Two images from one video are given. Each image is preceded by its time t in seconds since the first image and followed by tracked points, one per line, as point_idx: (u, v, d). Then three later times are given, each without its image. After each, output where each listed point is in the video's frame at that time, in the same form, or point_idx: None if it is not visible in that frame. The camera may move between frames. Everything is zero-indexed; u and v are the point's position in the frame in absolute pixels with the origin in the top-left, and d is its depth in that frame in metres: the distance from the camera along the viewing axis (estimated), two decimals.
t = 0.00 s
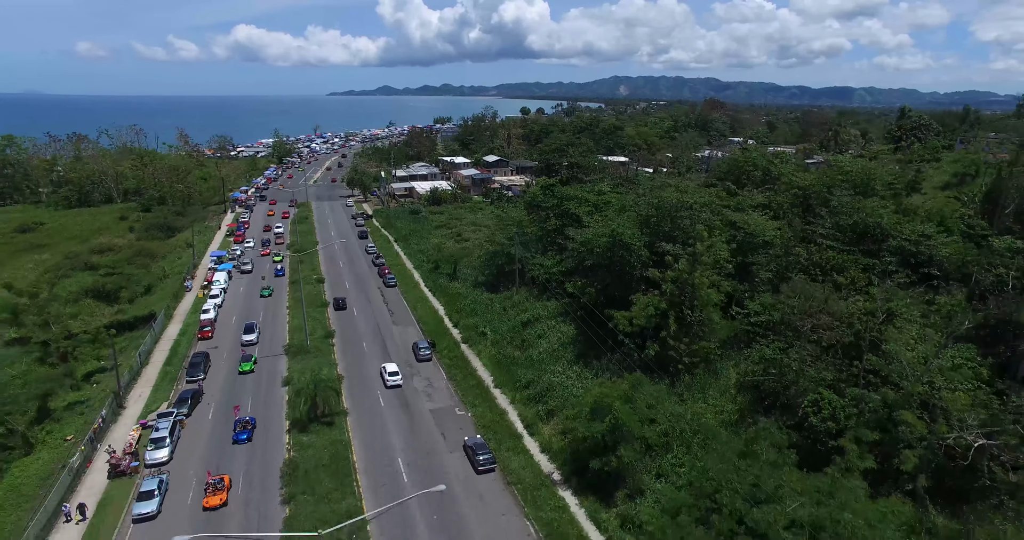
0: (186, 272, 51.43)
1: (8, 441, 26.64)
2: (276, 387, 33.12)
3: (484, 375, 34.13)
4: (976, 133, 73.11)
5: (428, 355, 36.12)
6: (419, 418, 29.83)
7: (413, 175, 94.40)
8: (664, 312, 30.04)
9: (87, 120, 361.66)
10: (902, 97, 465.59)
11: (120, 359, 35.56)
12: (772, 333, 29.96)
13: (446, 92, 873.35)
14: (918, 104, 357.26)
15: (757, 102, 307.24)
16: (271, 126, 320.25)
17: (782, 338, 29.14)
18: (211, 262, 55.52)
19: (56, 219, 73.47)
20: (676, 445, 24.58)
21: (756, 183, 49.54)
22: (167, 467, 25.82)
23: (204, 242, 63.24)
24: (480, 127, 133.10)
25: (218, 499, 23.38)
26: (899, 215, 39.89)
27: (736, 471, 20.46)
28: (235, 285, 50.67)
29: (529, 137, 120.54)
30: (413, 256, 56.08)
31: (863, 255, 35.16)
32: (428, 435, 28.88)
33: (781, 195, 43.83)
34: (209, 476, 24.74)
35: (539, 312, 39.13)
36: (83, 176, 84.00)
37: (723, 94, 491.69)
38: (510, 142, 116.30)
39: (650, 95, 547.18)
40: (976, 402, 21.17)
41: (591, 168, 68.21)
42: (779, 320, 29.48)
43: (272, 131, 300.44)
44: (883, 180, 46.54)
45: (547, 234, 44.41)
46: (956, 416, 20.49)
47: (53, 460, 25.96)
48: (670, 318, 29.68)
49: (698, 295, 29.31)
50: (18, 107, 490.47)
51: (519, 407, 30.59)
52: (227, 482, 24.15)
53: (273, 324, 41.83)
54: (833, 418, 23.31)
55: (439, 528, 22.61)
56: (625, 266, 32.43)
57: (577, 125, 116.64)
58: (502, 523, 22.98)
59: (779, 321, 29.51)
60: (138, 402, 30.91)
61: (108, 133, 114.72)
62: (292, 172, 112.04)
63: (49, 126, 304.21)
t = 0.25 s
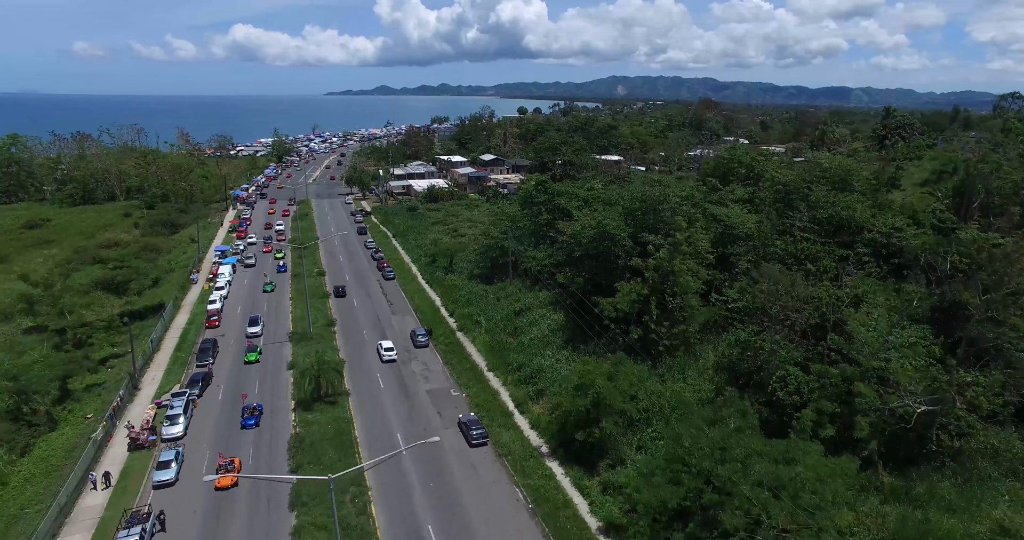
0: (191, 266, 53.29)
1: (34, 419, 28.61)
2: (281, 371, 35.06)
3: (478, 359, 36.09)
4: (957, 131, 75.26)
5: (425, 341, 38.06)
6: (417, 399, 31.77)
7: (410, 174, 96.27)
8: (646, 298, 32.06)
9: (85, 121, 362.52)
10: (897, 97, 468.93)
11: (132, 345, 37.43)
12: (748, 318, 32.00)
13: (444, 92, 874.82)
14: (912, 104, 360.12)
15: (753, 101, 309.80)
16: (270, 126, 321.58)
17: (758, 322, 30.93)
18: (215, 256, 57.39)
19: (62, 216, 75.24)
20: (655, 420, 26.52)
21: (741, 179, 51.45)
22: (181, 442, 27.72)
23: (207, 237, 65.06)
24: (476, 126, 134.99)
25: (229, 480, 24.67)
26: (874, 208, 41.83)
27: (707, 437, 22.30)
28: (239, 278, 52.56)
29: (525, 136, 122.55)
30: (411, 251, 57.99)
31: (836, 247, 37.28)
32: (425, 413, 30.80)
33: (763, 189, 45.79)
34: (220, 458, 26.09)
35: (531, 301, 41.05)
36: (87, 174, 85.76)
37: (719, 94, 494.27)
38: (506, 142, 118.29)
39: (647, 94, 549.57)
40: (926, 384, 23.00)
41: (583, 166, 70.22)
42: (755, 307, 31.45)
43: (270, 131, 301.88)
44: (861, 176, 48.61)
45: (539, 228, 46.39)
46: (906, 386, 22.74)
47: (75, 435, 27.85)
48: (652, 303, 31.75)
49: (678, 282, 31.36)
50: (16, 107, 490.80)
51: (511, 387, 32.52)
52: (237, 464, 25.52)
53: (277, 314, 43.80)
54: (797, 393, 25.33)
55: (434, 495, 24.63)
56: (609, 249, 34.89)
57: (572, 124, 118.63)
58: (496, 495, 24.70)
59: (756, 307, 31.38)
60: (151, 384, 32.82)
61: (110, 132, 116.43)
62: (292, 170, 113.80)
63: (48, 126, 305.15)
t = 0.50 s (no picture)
0: (197, 260, 55.09)
1: (56, 399, 30.51)
2: (286, 356, 36.96)
3: (472, 346, 37.98)
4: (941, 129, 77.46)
5: (423, 329, 39.97)
6: (415, 381, 33.68)
7: (408, 172, 98.08)
8: (631, 285, 34.03)
9: (84, 120, 363.29)
10: (891, 97, 471.99)
11: (143, 332, 39.27)
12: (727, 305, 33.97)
13: (442, 92, 876.34)
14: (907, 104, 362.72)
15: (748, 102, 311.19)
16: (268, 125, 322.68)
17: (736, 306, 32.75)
18: (219, 251, 59.19)
19: (67, 213, 76.97)
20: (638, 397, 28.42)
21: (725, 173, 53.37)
22: (195, 419, 29.65)
23: (211, 233, 66.83)
24: (473, 125, 136.92)
25: (240, 462, 26.10)
26: (851, 203, 43.79)
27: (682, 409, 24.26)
28: (243, 271, 54.38)
29: (521, 135, 124.42)
30: (409, 246, 59.86)
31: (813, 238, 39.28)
32: (423, 394, 32.68)
33: (747, 185, 47.73)
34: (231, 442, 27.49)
35: (524, 291, 42.92)
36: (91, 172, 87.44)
37: (715, 94, 496.71)
38: (503, 141, 120.17)
39: (644, 94, 551.73)
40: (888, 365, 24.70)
41: (577, 163, 72.13)
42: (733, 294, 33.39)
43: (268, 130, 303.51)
44: (842, 172, 50.61)
45: (532, 222, 48.35)
46: (865, 361, 24.69)
47: (95, 414, 29.70)
48: (637, 291, 33.73)
49: (661, 271, 33.36)
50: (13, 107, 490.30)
51: (503, 370, 34.39)
52: (248, 447, 26.90)
53: (281, 305, 45.68)
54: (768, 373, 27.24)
55: (431, 465, 26.63)
56: (597, 240, 37.09)
57: (567, 122, 120.56)
58: (490, 467, 26.47)
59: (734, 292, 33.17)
60: (164, 368, 34.69)
61: (112, 131, 118.09)
62: (291, 169, 115.46)
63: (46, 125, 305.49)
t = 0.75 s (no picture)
0: (203, 254, 56.93)
1: (76, 381, 32.42)
2: (292, 343, 38.83)
3: (469, 333, 39.87)
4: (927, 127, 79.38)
5: (423, 318, 41.84)
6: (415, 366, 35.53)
7: (408, 170, 100.00)
8: (619, 275, 35.92)
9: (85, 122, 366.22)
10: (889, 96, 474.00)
11: (155, 322, 41.11)
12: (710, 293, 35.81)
13: (441, 91, 878.09)
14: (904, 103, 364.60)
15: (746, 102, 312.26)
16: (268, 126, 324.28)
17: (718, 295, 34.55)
18: (224, 246, 61.02)
19: (75, 210, 78.77)
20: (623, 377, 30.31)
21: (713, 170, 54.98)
22: (208, 400, 31.55)
23: (216, 229, 68.64)
24: (471, 125, 138.82)
25: (251, 446, 27.28)
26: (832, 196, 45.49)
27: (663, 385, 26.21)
28: (248, 266, 56.26)
29: (519, 134, 126.36)
30: (408, 241, 61.76)
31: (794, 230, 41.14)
32: (422, 377, 34.53)
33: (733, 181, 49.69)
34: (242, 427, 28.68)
35: (518, 282, 44.83)
36: (97, 170, 89.24)
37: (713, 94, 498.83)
38: (501, 140, 122.10)
39: (642, 94, 553.94)
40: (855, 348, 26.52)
41: (572, 161, 74.09)
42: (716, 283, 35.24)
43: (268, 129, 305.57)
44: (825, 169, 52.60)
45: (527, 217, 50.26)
46: (831, 342, 26.62)
47: (114, 395, 31.54)
48: (625, 280, 35.61)
49: (647, 261, 35.22)
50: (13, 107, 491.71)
51: (498, 355, 36.26)
52: (258, 433, 28.07)
53: (285, 296, 47.52)
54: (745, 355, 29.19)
55: (429, 440, 28.50)
56: (588, 232, 39.00)
57: (564, 122, 122.53)
58: (485, 444, 28.21)
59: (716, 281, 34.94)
60: (176, 354, 36.56)
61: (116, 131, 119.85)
62: (293, 168, 117.22)
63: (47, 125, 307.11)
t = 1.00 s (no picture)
0: (211, 249, 58.87)
1: (95, 366, 34.35)
2: (298, 331, 40.70)
3: (467, 322, 41.79)
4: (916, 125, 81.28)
5: (423, 309, 43.77)
6: (416, 352, 37.43)
7: (408, 169, 101.89)
8: (609, 265, 37.87)
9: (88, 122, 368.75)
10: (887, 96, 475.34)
11: (167, 312, 43.02)
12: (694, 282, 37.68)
13: (441, 91, 880.37)
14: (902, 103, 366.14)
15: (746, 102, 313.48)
16: (270, 126, 326.25)
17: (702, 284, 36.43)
18: (231, 242, 62.94)
19: (84, 207, 80.80)
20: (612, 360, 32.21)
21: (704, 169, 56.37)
22: (220, 382, 33.48)
23: (222, 225, 70.55)
24: (471, 124, 140.75)
25: (261, 432, 28.53)
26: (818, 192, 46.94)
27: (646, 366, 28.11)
28: (254, 260, 58.19)
29: (518, 133, 128.19)
30: (409, 237, 63.63)
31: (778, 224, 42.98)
32: (422, 361, 36.39)
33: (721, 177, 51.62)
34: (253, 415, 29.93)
35: (515, 275, 46.74)
36: (104, 169, 91.24)
37: (713, 95, 500.62)
38: (500, 139, 123.94)
39: (642, 94, 555.53)
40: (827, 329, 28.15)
41: (568, 159, 75.96)
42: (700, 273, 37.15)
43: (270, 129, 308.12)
44: (811, 167, 54.55)
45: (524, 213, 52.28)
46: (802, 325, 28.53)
47: (131, 379, 33.44)
48: (614, 270, 37.56)
49: (635, 251, 37.12)
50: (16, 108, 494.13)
51: (495, 342, 38.13)
52: (268, 419, 29.32)
53: (291, 289, 49.46)
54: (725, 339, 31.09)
55: (429, 418, 30.38)
56: (578, 225, 41.28)
57: (562, 122, 124.39)
58: (481, 422, 30.02)
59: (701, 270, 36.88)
60: (188, 341, 38.48)
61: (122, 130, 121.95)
62: (295, 166, 119.09)
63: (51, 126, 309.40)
